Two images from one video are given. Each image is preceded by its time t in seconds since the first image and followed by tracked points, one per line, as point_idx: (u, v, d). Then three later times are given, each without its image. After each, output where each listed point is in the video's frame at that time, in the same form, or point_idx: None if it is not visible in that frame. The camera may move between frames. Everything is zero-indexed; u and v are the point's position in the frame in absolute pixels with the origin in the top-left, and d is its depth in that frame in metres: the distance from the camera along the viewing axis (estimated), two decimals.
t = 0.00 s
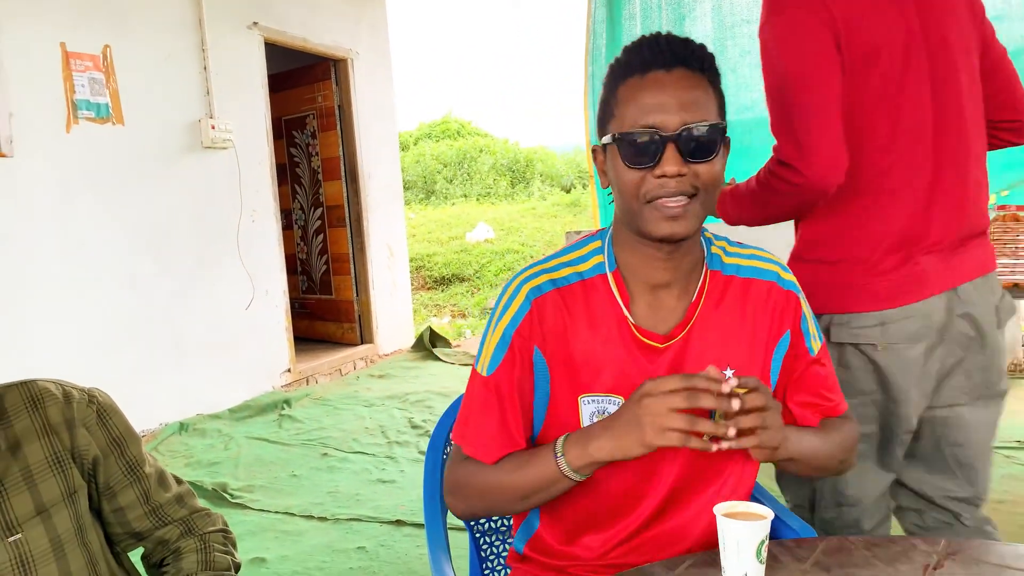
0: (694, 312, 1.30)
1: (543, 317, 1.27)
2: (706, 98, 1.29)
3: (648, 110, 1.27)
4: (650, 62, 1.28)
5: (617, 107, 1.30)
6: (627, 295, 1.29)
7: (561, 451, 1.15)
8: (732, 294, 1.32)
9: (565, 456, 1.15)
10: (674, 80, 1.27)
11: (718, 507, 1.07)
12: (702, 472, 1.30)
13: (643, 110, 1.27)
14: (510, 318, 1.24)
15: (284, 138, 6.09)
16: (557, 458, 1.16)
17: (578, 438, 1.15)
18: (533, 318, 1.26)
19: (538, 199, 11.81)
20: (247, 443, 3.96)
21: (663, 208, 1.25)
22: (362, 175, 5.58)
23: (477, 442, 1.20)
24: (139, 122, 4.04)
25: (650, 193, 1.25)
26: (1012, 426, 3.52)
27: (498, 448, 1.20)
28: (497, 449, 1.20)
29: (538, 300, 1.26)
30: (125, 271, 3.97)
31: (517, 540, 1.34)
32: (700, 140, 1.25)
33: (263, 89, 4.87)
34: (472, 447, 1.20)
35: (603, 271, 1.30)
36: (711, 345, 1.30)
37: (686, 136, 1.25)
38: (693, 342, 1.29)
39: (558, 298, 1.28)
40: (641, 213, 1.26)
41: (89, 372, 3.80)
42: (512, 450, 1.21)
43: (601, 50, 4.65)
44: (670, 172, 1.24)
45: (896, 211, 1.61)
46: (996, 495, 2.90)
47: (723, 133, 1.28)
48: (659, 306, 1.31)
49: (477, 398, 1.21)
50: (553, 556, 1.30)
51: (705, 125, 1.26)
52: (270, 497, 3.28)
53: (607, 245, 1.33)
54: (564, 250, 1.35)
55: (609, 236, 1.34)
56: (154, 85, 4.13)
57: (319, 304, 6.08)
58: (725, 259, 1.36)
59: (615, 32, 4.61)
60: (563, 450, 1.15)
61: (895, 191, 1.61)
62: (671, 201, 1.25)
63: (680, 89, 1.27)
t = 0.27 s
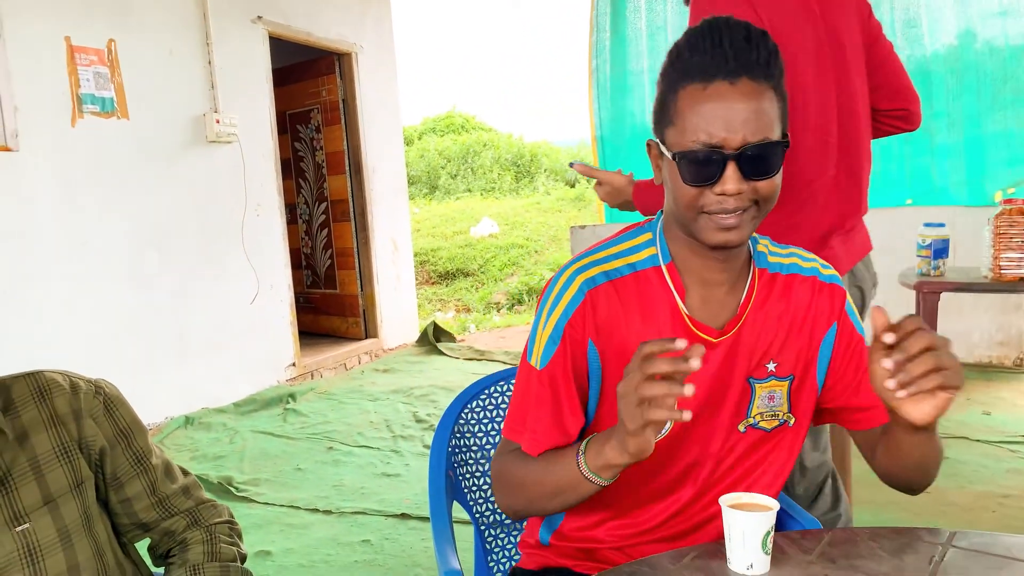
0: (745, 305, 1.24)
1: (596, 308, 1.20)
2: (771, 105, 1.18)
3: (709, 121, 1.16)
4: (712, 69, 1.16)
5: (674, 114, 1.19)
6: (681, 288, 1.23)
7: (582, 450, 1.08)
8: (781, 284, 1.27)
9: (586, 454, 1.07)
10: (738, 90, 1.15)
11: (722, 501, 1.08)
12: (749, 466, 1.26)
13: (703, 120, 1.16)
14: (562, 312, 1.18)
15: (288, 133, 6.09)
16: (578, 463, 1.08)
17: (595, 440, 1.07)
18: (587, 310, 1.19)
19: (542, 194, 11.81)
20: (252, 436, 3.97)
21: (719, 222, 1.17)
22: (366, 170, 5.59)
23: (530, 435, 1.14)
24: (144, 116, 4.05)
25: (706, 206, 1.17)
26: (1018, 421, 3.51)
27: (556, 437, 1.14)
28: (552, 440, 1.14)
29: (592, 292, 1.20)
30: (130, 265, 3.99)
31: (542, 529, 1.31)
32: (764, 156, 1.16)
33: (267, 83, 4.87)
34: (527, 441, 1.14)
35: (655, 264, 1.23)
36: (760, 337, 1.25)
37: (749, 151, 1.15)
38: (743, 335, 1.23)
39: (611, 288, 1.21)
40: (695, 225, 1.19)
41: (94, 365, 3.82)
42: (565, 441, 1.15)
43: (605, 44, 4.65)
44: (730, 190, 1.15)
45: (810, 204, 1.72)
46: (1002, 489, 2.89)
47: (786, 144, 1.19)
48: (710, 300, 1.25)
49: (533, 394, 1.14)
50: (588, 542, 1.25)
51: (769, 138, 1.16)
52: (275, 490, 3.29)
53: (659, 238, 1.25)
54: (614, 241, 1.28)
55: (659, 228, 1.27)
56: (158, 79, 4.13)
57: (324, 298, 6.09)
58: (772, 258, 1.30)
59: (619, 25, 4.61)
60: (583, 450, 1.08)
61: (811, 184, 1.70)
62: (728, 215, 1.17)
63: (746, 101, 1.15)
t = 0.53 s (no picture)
0: (763, 291, 1.23)
1: (613, 293, 1.19)
2: (784, 85, 1.18)
3: (720, 95, 1.16)
4: (725, 44, 1.17)
5: (686, 94, 1.21)
6: (698, 272, 1.21)
7: (572, 492, 1.06)
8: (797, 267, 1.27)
9: (575, 500, 1.05)
10: (750, 65, 1.16)
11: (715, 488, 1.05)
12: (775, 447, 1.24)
13: (714, 94, 1.17)
14: (570, 304, 1.17)
15: (285, 128, 6.08)
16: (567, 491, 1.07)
17: (590, 488, 1.05)
18: (603, 295, 1.18)
19: (539, 189, 11.81)
20: (249, 432, 3.97)
21: (731, 200, 1.16)
22: (363, 165, 5.58)
23: (542, 420, 1.15)
24: (140, 112, 4.04)
25: (717, 182, 1.16)
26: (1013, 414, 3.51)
27: (564, 426, 1.16)
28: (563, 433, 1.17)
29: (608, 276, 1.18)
30: (126, 261, 3.98)
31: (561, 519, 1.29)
32: (775, 129, 1.15)
33: (263, 79, 4.86)
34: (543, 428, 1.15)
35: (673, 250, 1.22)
36: (781, 317, 1.23)
37: (760, 126, 1.15)
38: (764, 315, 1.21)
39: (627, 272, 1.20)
40: (706, 202, 1.18)
41: (91, 362, 3.81)
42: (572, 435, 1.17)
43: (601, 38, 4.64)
44: (740, 163, 1.14)
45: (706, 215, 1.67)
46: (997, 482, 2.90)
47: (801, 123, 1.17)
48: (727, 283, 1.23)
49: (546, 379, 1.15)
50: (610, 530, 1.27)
51: (782, 113, 1.16)
52: (272, 486, 3.29)
53: (676, 224, 1.25)
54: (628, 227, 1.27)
55: (676, 214, 1.26)
56: (154, 75, 4.12)
57: (321, 294, 6.09)
58: (791, 242, 1.29)
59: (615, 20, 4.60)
60: (575, 492, 1.06)
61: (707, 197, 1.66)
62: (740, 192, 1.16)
63: (757, 74, 1.16)
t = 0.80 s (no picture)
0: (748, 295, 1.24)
1: (594, 298, 1.19)
2: (763, 68, 1.21)
3: (700, 81, 1.19)
4: (703, 30, 1.20)
5: (669, 82, 1.24)
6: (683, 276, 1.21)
7: (571, 492, 1.07)
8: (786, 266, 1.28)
9: (574, 500, 1.06)
10: (730, 48, 1.19)
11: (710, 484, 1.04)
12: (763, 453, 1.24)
13: (694, 80, 1.20)
14: (552, 310, 1.17)
15: (277, 126, 6.06)
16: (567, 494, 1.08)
17: (589, 487, 1.06)
18: (584, 302, 1.18)
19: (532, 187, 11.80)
20: (242, 431, 3.96)
21: (715, 187, 1.17)
22: (355, 163, 5.56)
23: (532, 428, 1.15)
24: (130, 110, 4.02)
25: (699, 169, 1.17)
26: (1004, 408, 3.54)
27: (552, 436, 1.16)
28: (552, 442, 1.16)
29: (589, 281, 1.19)
30: (117, 260, 3.96)
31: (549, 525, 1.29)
32: (756, 116, 1.17)
33: (254, 77, 4.84)
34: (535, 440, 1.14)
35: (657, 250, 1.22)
36: (766, 321, 1.24)
37: (739, 109, 1.17)
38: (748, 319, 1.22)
39: (610, 277, 1.20)
40: (689, 191, 1.19)
41: (82, 362, 3.79)
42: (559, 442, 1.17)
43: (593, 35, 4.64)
44: (722, 148, 1.15)
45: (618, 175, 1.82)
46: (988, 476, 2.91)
47: (782, 105, 1.19)
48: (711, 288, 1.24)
49: (529, 388, 1.15)
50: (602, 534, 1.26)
51: (763, 95, 1.18)
52: (266, 485, 3.29)
53: (660, 222, 1.25)
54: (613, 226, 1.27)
55: (661, 213, 1.27)
56: (144, 73, 4.10)
57: (314, 293, 6.07)
58: (781, 240, 1.31)
59: (608, 18, 4.60)
60: (573, 493, 1.07)
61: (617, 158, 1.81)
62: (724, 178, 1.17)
63: (736, 58, 1.19)
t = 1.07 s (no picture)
0: (705, 305, 1.27)
1: (547, 313, 1.24)
2: (721, 76, 1.24)
3: (658, 87, 1.23)
4: (663, 34, 1.24)
5: (626, 86, 1.27)
6: (634, 290, 1.26)
7: (563, 508, 1.13)
8: (745, 278, 1.31)
9: (566, 515, 1.12)
10: (687, 53, 1.23)
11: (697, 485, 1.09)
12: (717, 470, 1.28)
13: (652, 86, 1.23)
14: (507, 324, 1.22)
15: (269, 128, 6.04)
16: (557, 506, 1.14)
17: (582, 501, 1.12)
18: (536, 317, 1.23)
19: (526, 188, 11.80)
20: (235, 434, 3.94)
21: (670, 195, 1.20)
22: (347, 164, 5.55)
23: (489, 450, 1.21)
24: (122, 112, 4.00)
25: (656, 178, 1.21)
26: (995, 408, 3.55)
27: (509, 449, 1.21)
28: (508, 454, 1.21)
29: (539, 295, 1.24)
30: (109, 263, 3.94)
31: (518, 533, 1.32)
32: (711, 124, 1.21)
33: (246, 78, 4.83)
34: (494, 460, 1.20)
35: (611, 263, 1.28)
36: (722, 339, 1.28)
37: (695, 116, 1.21)
38: (705, 336, 1.26)
39: (561, 291, 1.25)
40: (646, 199, 1.22)
41: (74, 364, 3.77)
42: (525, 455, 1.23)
43: (585, 37, 4.64)
44: (678, 158, 1.20)
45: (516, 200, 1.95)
46: (980, 476, 2.93)
47: (738, 112, 1.23)
48: (665, 302, 1.29)
49: (482, 400, 1.21)
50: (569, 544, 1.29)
51: (719, 103, 1.22)
52: (259, 488, 3.28)
53: (615, 235, 1.31)
54: (567, 240, 1.33)
55: (618, 225, 1.32)
56: (136, 74, 4.08)
57: (307, 294, 6.06)
58: (742, 249, 1.35)
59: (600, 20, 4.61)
60: (566, 507, 1.13)
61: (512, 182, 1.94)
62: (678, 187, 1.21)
63: (693, 64, 1.22)
